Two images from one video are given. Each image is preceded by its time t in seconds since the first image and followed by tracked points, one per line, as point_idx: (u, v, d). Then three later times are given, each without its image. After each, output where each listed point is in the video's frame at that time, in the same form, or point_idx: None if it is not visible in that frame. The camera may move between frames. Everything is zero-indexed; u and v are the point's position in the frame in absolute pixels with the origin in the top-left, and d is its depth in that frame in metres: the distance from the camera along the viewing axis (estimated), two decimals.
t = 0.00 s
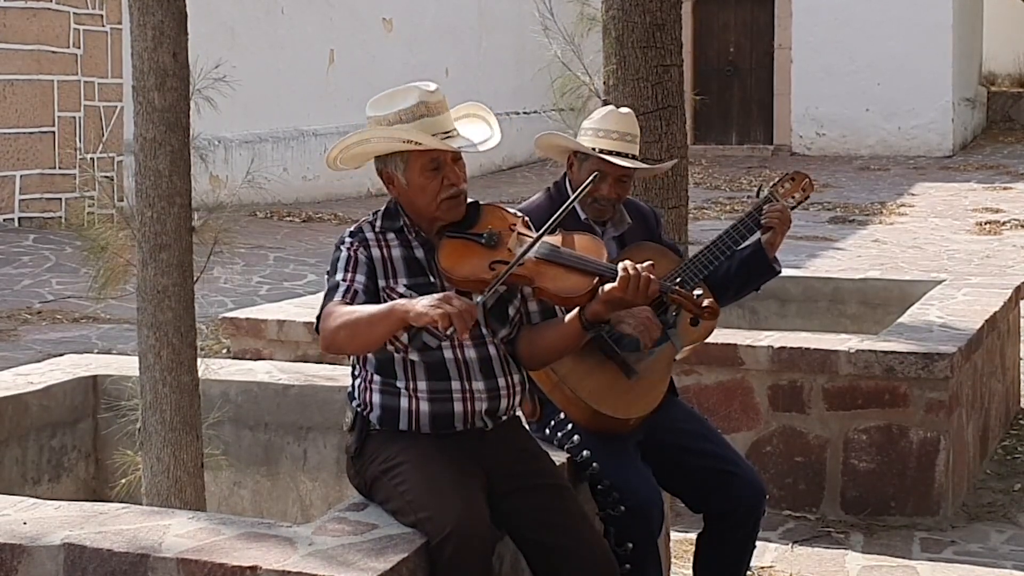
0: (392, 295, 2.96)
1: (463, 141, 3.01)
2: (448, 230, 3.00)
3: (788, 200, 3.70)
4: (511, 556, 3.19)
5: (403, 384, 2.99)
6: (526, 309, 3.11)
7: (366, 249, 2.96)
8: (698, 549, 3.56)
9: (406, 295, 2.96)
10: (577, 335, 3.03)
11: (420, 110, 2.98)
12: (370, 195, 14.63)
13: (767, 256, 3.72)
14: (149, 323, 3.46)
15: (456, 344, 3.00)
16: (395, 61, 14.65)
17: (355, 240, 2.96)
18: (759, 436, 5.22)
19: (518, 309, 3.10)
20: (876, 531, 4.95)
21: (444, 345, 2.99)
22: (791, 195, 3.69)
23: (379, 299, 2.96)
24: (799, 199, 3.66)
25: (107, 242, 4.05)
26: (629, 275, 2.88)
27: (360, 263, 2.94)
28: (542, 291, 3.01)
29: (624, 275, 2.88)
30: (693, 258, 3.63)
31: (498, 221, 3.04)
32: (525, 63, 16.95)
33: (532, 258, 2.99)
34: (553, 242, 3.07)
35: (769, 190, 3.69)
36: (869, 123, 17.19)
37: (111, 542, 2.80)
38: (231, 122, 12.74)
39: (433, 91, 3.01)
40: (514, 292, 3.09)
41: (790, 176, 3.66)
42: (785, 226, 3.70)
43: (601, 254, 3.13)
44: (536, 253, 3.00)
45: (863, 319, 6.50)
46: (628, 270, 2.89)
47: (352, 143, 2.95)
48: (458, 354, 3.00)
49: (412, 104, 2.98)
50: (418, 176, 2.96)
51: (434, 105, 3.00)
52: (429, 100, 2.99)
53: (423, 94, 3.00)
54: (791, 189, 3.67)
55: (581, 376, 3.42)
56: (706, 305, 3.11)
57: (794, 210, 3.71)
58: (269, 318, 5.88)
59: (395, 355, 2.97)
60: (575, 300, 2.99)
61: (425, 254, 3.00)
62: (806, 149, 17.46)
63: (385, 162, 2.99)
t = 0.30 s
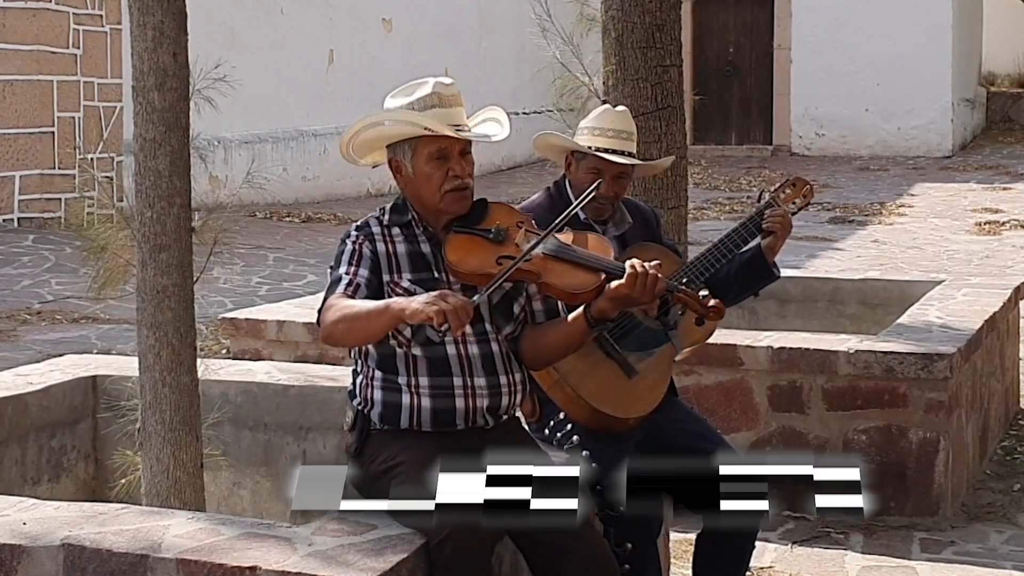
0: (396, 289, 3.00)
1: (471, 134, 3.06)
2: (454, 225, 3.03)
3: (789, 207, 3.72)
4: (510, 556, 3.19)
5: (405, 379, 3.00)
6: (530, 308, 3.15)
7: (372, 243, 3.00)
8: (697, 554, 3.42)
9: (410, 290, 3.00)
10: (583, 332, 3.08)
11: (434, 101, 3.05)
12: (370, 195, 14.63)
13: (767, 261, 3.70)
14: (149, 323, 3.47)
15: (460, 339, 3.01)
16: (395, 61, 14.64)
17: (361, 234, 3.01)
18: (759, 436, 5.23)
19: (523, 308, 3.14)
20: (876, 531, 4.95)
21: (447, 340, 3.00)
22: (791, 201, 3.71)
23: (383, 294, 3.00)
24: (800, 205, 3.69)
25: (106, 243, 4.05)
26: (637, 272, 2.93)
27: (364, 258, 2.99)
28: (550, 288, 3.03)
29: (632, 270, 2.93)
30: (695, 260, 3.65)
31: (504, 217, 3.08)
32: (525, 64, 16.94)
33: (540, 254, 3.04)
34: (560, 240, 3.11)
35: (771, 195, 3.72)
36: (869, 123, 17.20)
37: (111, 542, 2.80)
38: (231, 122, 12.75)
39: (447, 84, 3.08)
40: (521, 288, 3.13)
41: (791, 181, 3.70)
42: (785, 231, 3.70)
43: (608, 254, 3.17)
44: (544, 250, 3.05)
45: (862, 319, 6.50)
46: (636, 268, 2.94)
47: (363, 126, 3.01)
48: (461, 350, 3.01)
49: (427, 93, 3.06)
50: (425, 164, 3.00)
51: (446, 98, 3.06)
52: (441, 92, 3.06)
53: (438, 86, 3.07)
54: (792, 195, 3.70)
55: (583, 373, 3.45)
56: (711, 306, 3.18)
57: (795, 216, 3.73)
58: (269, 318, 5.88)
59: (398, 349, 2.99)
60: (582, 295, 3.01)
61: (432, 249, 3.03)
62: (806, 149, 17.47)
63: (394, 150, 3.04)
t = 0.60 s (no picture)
0: (403, 289, 3.01)
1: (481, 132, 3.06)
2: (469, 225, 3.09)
3: (788, 206, 3.71)
4: (512, 554, 3.18)
5: (408, 379, 2.97)
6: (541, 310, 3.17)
7: (377, 245, 3.00)
8: (698, 551, 3.54)
9: (417, 288, 3.01)
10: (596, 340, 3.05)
11: (446, 98, 3.06)
12: (370, 195, 14.62)
13: (767, 262, 3.73)
14: (149, 323, 3.48)
15: (466, 338, 3.03)
16: (396, 61, 14.63)
17: (367, 236, 3.01)
18: (759, 436, 5.23)
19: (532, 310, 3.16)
20: (877, 531, 4.95)
21: (453, 339, 3.03)
22: (791, 201, 3.71)
23: (389, 293, 3.01)
24: (800, 206, 3.68)
25: (107, 243, 4.05)
26: (652, 293, 2.88)
27: (369, 262, 2.98)
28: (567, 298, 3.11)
29: (647, 294, 2.88)
30: (694, 263, 3.68)
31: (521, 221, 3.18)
32: (526, 64, 16.94)
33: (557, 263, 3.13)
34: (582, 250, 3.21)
35: (771, 196, 3.71)
36: (870, 123, 17.20)
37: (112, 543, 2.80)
38: (231, 121, 12.76)
39: (460, 82, 3.09)
40: (531, 293, 3.17)
41: (791, 182, 3.69)
42: (785, 231, 3.72)
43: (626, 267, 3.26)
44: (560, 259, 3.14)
45: (863, 319, 6.50)
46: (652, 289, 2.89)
47: (376, 121, 3.03)
48: (467, 349, 3.03)
49: (439, 91, 3.07)
50: (432, 161, 3.02)
51: (459, 96, 3.08)
52: (453, 89, 3.07)
53: (451, 84, 3.08)
54: (792, 195, 3.70)
55: (587, 374, 3.42)
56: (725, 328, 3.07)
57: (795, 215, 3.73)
58: (270, 318, 5.88)
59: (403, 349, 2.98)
60: (595, 306, 3.05)
61: (441, 246, 3.05)
62: (806, 149, 17.46)
63: (405, 146, 3.05)
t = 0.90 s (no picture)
0: (406, 291, 3.00)
1: (485, 132, 3.08)
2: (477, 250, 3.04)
3: (790, 208, 3.72)
4: (512, 554, 3.19)
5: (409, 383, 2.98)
6: (547, 315, 3.24)
7: (380, 249, 3.00)
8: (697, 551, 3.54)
9: (420, 291, 3.00)
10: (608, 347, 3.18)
11: (450, 99, 3.06)
12: (370, 195, 14.61)
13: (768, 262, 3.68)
14: (150, 323, 3.49)
15: (469, 340, 3.03)
16: (396, 61, 14.63)
17: (370, 240, 3.00)
18: (759, 436, 5.22)
19: (538, 314, 3.22)
20: (876, 531, 4.95)
21: (456, 341, 3.03)
22: (793, 203, 3.72)
23: (392, 296, 3.00)
24: (802, 207, 3.70)
25: (107, 242, 4.05)
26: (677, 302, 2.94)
27: (371, 270, 2.98)
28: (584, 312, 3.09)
29: (669, 303, 2.95)
30: (693, 264, 3.66)
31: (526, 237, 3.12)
32: (526, 64, 16.93)
33: (569, 281, 3.07)
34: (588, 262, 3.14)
35: (773, 197, 3.72)
36: (869, 123, 17.20)
37: (112, 543, 2.80)
38: (231, 121, 12.77)
39: (466, 83, 3.10)
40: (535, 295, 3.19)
41: (793, 183, 3.70)
42: (787, 233, 3.70)
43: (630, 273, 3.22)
44: (572, 277, 3.07)
45: (862, 319, 6.50)
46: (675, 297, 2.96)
47: (378, 121, 3.05)
48: (470, 351, 3.04)
49: (444, 91, 3.07)
50: (436, 161, 3.04)
51: (464, 97, 3.08)
52: (458, 90, 3.07)
53: (457, 85, 3.08)
54: (794, 196, 3.71)
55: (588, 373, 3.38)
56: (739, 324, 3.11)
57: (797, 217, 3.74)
58: (270, 318, 5.88)
59: (404, 349, 3.02)
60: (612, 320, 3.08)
61: (445, 247, 3.05)
62: (806, 149, 17.47)
63: (409, 146, 3.08)
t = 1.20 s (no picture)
0: (410, 289, 2.99)
1: (487, 129, 3.10)
2: (448, 320, 2.91)
3: (794, 190, 3.72)
4: (511, 554, 3.19)
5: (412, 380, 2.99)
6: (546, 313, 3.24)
7: (385, 246, 2.99)
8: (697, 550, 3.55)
9: (423, 289, 3.00)
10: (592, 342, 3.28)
11: (451, 96, 3.07)
12: (369, 194, 14.60)
13: (774, 246, 3.69)
14: (149, 322, 3.49)
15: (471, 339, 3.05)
16: (396, 60, 14.62)
17: (375, 237, 2.99)
18: (759, 436, 5.23)
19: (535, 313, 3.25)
20: (876, 531, 4.95)
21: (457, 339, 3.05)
22: (797, 185, 3.72)
23: (396, 293, 2.99)
24: (806, 188, 3.71)
25: (107, 242, 4.06)
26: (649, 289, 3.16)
27: (379, 265, 2.97)
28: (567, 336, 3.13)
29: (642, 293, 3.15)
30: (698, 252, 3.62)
31: (483, 286, 2.93)
32: (526, 64, 16.93)
33: (541, 313, 3.00)
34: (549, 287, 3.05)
35: (776, 180, 3.70)
36: (869, 123, 17.21)
37: (111, 542, 2.80)
38: (231, 121, 12.77)
39: (468, 81, 3.11)
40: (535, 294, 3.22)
41: (796, 165, 3.70)
42: (792, 217, 3.69)
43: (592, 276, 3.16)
44: (541, 309, 2.99)
45: (862, 319, 6.50)
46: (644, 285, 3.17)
47: (381, 120, 3.07)
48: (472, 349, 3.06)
49: (445, 90, 3.07)
50: (437, 158, 3.04)
51: (466, 94, 3.09)
52: (459, 87, 3.08)
53: (457, 83, 3.09)
54: (797, 179, 3.71)
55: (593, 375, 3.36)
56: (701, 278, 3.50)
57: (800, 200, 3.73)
58: (270, 318, 5.88)
59: (406, 348, 3.02)
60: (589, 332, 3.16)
61: (447, 246, 3.06)
62: (806, 150, 17.48)
63: (410, 145, 3.09)
